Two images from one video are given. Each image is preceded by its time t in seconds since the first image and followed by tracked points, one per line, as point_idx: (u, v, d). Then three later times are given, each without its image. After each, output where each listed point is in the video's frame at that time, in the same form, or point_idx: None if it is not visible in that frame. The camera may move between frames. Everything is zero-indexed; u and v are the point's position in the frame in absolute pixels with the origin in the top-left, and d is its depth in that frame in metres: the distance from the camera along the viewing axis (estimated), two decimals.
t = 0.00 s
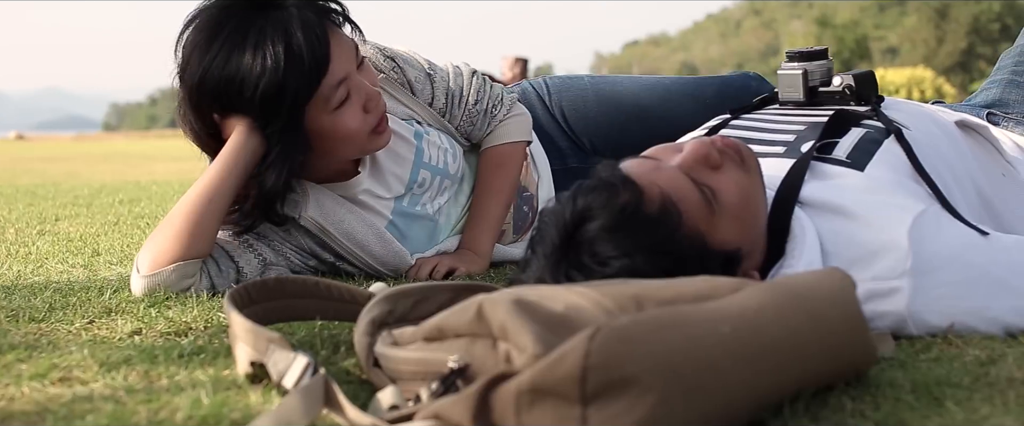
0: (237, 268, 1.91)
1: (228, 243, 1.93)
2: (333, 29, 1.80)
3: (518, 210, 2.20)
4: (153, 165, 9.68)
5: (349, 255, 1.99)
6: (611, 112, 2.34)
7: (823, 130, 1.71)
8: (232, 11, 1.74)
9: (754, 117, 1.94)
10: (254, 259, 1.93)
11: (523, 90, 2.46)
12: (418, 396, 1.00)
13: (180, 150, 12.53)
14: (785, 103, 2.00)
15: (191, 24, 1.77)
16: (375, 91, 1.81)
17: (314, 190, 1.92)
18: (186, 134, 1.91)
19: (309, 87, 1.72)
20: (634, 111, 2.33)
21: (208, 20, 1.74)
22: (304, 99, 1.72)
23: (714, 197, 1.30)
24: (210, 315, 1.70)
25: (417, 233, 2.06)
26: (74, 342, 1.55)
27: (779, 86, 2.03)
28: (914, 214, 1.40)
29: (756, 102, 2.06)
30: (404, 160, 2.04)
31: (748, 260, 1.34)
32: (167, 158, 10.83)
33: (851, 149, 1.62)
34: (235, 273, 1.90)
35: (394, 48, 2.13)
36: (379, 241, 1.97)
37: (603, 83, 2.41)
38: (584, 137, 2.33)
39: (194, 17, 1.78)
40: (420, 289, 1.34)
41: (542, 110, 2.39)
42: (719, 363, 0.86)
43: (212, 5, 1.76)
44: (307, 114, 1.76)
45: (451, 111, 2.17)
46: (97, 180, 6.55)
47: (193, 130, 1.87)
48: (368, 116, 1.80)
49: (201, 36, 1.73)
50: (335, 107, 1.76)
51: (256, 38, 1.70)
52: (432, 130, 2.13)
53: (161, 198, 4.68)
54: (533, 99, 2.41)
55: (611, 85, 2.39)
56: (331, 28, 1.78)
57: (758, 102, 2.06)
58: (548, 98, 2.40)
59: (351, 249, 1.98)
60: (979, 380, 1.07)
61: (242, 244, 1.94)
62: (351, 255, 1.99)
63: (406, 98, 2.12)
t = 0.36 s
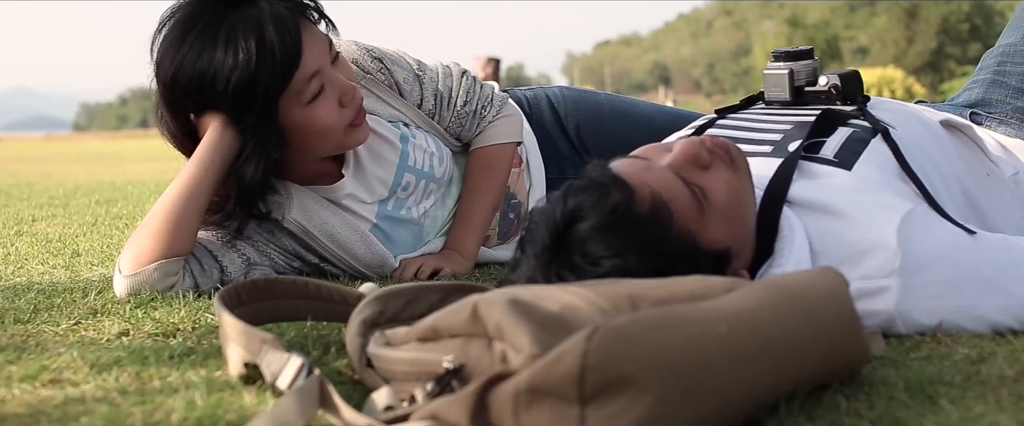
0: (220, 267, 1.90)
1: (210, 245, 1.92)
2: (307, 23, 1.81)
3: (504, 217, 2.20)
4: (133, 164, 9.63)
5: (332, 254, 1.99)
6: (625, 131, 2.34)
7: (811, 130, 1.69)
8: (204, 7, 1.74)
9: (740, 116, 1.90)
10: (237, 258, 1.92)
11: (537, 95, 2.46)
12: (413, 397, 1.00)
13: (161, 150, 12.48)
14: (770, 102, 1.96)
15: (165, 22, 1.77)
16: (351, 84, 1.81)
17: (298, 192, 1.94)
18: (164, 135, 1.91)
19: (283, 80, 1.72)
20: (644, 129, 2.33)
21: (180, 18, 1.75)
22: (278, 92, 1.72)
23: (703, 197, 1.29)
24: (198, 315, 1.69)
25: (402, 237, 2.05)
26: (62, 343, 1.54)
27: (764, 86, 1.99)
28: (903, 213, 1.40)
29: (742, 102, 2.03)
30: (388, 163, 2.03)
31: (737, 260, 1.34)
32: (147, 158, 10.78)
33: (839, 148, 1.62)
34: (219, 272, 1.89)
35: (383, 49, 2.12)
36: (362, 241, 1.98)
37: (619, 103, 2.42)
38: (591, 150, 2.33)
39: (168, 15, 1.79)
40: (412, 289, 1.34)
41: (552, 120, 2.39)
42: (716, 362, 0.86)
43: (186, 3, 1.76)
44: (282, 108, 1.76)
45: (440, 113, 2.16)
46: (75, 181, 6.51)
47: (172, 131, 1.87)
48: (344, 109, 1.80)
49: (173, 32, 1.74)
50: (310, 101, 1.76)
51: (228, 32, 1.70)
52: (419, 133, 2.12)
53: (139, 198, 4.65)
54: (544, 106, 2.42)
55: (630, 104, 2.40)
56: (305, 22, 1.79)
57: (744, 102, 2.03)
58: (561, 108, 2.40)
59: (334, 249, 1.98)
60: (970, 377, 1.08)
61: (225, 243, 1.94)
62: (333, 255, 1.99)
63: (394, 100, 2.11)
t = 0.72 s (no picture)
0: (203, 267, 1.89)
1: (193, 244, 1.91)
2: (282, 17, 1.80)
3: (484, 215, 2.22)
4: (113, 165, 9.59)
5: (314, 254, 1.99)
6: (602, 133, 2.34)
7: (796, 131, 1.69)
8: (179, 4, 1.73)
9: (724, 116, 1.90)
10: (219, 258, 1.91)
11: (515, 95, 2.46)
12: (407, 398, 1.00)
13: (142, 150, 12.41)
14: (755, 102, 1.95)
15: (140, 20, 1.76)
16: (327, 77, 1.80)
17: (278, 191, 1.93)
18: (139, 138, 1.90)
19: (259, 74, 1.71)
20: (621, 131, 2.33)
21: (153, 17, 1.74)
22: (254, 85, 1.71)
23: (693, 198, 1.29)
24: (185, 317, 1.68)
25: (384, 235, 2.06)
26: (49, 345, 1.52)
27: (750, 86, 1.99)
28: (890, 212, 1.40)
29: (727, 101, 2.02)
30: (366, 163, 2.02)
31: (726, 260, 1.33)
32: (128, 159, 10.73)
33: (825, 148, 1.62)
34: (202, 271, 1.88)
35: (358, 49, 2.10)
36: (344, 241, 1.98)
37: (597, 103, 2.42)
38: (569, 151, 2.33)
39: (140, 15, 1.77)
40: (402, 289, 1.33)
41: (531, 121, 2.40)
42: (713, 362, 0.86)
43: None
44: (259, 102, 1.74)
45: (417, 112, 2.16)
46: (48, 183, 6.46)
47: (147, 131, 1.86)
48: (321, 102, 1.79)
49: (146, 31, 1.72)
50: (287, 94, 1.75)
51: (202, 26, 1.69)
52: (397, 132, 2.11)
53: (116, 199, 4.62)
54: (522, 107, 2.42)
55: (607, 106, 2.39)
56: (280, 16, 1.78)
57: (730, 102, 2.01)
58: (538, 109, 2.40)
59: (317, 249, 1.98)
60: (961, 376, 1.09)
61: (207, 242, 1.92)
62: (316, 255, 1.99)
63: (371, 99, 2.09)
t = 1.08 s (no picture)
0: (194, 269, 1.88)
1: (184, 246, 1.90)
2: (287, 25, 1.80)
3: (474, 217, 2.22)
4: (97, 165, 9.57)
5: (305, 258, 1.98)
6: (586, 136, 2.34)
7: (788, 130, 1.68)
8: (184, 6, 1.73)
9: (714, 116, 1.90)
10: (209, 260, 1.90)
11: (501, 95, 2.46)
12: (405, 399, 0.99)
13: (128, 150, 12.37)
14: (745, 102, 1.95)
15: (143, 18, 1.76)
16: (329, 89, 1.81)
17: (270, 195, 1.92)
18: (134, 130, 1.88)
19: (263, 85, 1.72)
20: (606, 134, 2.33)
21: (156, 17, 1.73)
22: (257, 96, 1.72)
23: (685, 197, 1.27)
24: (177, 318, 1.68)
25: (374, 239, 2.05)
26: (41, 347, 1.52)
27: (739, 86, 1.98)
28: (883, 212, 1.40)
29: (717, 101, 2.01)
30: (361, 167, 2.03)
31: (720, 259, 1.32)
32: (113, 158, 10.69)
33: (816, 148, 1.61)
34: (192, 274, 1.87)
35: (356, 50, 2.11)
36: (334, 245, 1.96)
37: (583, 104, 2.41)
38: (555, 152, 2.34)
39: (146, 9, 1.77)
40: (396, 290, 1.32)
41: (517, 120, 2.40)
42: (713, 362, 0.87)
43: None
44: (258, 112, 1.75)
45: (412, 115, 2.16)
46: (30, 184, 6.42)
47: (144, 128, 1.86)
48: (321, 114, 1.80)
49: (150, 31, 1.72)
50: (288, 105, 1.76)
51: (208, 33, 1.69)
52: (391, 136, 2.11)
53: (100, 199, 4.59)
54: (509, 108, 2.42)
55: (593, 107, 2.40)
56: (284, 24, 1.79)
57: (720, 101, 2.01)
58: (525, 109, 2.40)
59: (308, 254, 1.97)
60: (956, 374, 1.09)
61: (199, 245, 1.92)
62: (307, 259, 1.98)
63: (366, 102, 2.10)
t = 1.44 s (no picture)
0: (182, 271, 1.87)
1: (172, 248, 1.89)
2: (287, 32, 1.79)
3: (462, 220, 2.22)
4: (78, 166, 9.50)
5: (293, 261, 1.98)
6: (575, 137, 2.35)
7: (777, 130, 1.68)
8: (184, 8, 1.72)
9: (702, 117, 1.90)
10: (197, 261, 1.89)
11: (492, 95, 2.44)
12: (399, 399, 0.99)
13: (111, 150, 12.29)
14: (732, 102, 1.95)
15: (142, 17, 1.75)
16: (325, 98, 1.80)
17: (259, 197, 1.92)
18: (127, 125, 1.87)
19: (257, 92, 1.71)
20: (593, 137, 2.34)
21: (155, 17, 1.73)
22: (251, 103, 1.71)
23: (676, 197, 1.26)
24: (165, 319, 1.67)
25: (363, 242, 2.06)
26: (30, 348, 1.50)
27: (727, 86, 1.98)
28: (871, 211, 1.40)
29: (703, 101, 2.01)
30: (353, 171, 2.03)
31: (710, 259, 1.31)
32: (91, 158, 10.62)
33: (805, 148, 1.61)
34: (179, 275, 1.86)
35: (353, 52, 2.09)
36: (322, 248, 1.97)
37: (572, 105, 2.41)
38: (544, 151, 2.35)
39: (146, 6, 1.76)
40: (388, 291, 1.32)
41: (507, 121, 2.40)
42: (709, 361, 0.87)
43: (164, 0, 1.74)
44: (251, 117, 1.74)
45: (407, 118, 2.15)
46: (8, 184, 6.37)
47: (138, 127, 1.85)
48: (315, 123, 1.79)
49: (148, 30, 1.72)
50: (282, 112, 1.75)
51: (206, 37, 1.69)
52: (384, 141, 2.11)
53: (80, 199, 4.56)
54: (499, 108, 2.41)
55: (582, 107, 2.40)
56: (283, 31, 1.78)
57: (707, 101, 2.01)
58: (515, 110, 2.40)
59: (295, 257, 1.97)
60: (947, 373, 1.10)
61: (187, 247, 1.91)
62: (294, 261, 1.98)
63: (360, 105, 2.09)
